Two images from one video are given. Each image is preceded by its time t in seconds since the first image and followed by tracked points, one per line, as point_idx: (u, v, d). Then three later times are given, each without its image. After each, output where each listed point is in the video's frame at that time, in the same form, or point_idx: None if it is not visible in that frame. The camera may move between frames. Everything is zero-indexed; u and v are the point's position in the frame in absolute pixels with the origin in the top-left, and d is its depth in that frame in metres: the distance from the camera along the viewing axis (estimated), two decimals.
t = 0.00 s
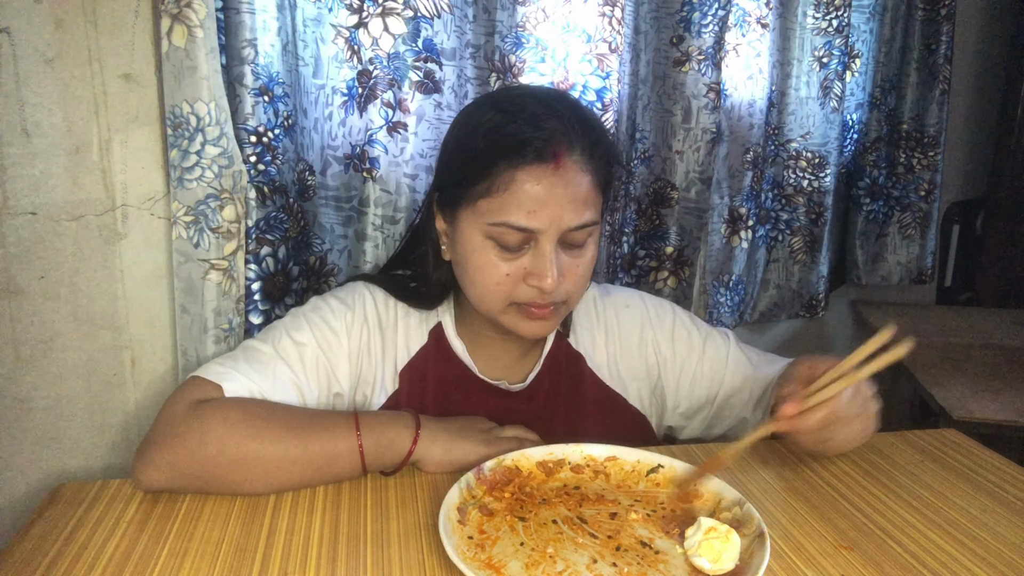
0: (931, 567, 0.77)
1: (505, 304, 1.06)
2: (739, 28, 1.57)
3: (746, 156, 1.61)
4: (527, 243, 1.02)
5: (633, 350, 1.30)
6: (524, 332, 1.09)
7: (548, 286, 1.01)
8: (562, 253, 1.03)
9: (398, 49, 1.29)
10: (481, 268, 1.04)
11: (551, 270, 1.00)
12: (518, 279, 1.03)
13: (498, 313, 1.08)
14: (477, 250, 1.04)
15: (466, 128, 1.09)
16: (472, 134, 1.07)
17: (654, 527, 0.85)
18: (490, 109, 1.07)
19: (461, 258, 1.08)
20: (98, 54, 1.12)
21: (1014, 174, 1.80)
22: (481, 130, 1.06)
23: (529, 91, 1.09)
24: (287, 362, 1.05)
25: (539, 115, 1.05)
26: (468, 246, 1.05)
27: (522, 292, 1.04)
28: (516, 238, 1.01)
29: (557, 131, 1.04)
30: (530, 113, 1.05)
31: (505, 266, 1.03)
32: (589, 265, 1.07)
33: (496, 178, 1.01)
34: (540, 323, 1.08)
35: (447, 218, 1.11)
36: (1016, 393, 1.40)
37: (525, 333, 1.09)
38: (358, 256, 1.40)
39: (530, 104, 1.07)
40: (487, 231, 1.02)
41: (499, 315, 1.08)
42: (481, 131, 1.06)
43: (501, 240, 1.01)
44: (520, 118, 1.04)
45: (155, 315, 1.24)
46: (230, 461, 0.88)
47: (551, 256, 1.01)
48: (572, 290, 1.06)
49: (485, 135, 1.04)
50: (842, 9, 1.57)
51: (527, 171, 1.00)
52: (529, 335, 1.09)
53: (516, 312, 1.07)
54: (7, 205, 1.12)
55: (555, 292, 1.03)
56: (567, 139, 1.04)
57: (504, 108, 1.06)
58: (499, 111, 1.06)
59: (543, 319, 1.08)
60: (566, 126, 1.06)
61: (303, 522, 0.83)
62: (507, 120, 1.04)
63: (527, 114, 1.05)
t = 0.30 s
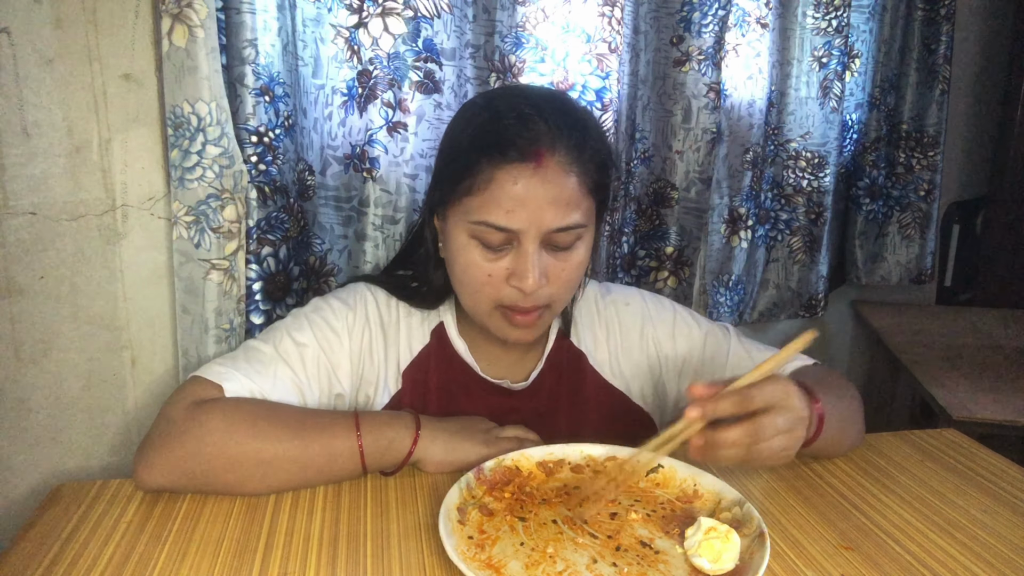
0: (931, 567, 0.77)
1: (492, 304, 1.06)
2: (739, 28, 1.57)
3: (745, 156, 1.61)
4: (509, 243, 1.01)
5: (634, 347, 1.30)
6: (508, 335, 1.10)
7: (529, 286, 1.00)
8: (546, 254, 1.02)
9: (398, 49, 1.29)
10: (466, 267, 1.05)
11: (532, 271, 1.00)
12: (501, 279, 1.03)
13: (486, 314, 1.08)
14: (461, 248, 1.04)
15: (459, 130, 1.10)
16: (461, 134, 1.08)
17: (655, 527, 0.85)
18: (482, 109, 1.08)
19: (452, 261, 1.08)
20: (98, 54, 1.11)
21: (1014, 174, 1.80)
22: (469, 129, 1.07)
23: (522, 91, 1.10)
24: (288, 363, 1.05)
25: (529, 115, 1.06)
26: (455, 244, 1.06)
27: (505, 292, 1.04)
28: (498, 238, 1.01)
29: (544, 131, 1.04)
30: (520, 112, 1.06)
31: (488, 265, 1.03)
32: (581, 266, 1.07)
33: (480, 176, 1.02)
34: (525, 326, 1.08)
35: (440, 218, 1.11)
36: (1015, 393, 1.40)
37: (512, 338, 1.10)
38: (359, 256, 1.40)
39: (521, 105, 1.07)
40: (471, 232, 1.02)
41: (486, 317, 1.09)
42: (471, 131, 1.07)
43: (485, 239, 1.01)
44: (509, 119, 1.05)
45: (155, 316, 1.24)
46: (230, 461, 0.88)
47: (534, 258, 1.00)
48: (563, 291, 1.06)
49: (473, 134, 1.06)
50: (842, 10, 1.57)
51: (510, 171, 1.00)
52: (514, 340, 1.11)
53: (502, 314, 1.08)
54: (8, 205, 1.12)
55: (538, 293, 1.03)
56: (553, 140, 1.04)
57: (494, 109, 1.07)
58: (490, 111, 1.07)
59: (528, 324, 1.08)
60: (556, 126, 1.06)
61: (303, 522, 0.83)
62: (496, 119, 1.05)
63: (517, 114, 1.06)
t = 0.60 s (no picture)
0: (931, 567, 0.77)
1: (485, 298, 1.06)
2: (739, 28, 1.57)
3: (745, 156, 1.62)
4: (512, 240, 1.01)
5: (634, 350, 1.30)
6: (498, 329, 1.10)
7: (527, 285, 1.00)
8: (546, 255, 1.02)
9: (398, 49, 1.29)
10: (465, 259, 1.05)
11: (531, 269, 1.00)
12: (499, 274, 1.03)
13: (484, 309, 1.08)
14: (463, 239, 1.04)
15: (471, 123, 1.10)
16: (473, 127, 1.08)
17: (654, 527, 0.85)
18: (495, 105, 1.08)
19: (452, 259, 1.08)
20: (98, 54, 1.12)
21: (1014, 174, 1.80)
22: (482, 124, 1.07)
23: (537, 91, 1.10)
24: (288, 362, 1.05)
25: (542, 115, 1.05)
26: (456, 249, 1.06)
27: (501, 288, 1.04)
28: (501, 234, 1.01)
29: (555, 131, 1.04)
30: (533, 111, 1.06)
31: (487, 259, 1.03)
32: (581, 265, 1.07)
33: (487, 171, 1.02)
34: (519, 320, 1.08)
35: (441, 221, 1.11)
36: (1016, 393, 1.40)
37: (502, 334, 1.10)
38: (359, 256, 1.40)
39: (535, 104, 1.07)
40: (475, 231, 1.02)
41: (478, 309, 1.09)
42: (483, 126, 1.07)
43: (488, 234, 1.01)
44: (523, 116, 1.05)
45: (155, 316, 1.24)
46: (230, 460, 0.88)
47: (534, 256, 1.00)
48: (563, 291, 1.06)
49: (486, 128, 1.06)
50: (842, 10, 1.57)
51: (519, 168, 1.00)
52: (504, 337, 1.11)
53: (497, 310, 1.08)
54: (7, 205, 1.12)
55: (535, 293, 1.03)
56: (564, 140, 1.04)
57: (508, 105, 1.07)
58: (503, 108, 1.07)
59: (519, 320, 1.09)
60: (568, 128, 1.06)
61: (303, 522, 0.83)
62: (509, 116, 1.05)
63: (530, 111, 1.06)
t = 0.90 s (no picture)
0: (931, 566, 0.77)
1: (482, 307, 1.06)
2: (739, 28, 1.58)
3: (745, 156, 1.62)
4: (500, 251, 1.01)
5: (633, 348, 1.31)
6: (499, 333, 1.10)
7: (519, 293, 1.00)
8: (545, 256, 1.02)
9: (398, 49, 1.29)
10: (458, 269, 1.05)
11: (521, 279, 1.00)
12: (492, 284, 1.03)
13: (484, 315, 1.08)
14: (453, 250, 1.04)
15: (453, 135, 1.09)
16: (455, 139, 1.07)
17: (654, 527, 0.85)
18: (478, 113, 1.07)
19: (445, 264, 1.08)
20: (98, 54, 1.12)
21: (1013, 174, 1.80)
22: (464, 133, 1.06)
23: (520, 96, 1.07)
24: (288, 362, 1.05)
25: (523, 123, 1.03)
26: (450, 258, 1.06)
27: (496, 298, 1.04)
28: (490, 246, 1.01)
29: (537, 139, 1.02)
30: (515, 119, 1.04)
31: (485, 260, 1.03)
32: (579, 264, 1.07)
33: (472, 184, 1.01)
34: (518, 324, 1.08)
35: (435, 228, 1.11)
36: (1015, 393, 1.40)
37: (501, 337, 1.10)
38: (359, 256, 1.40)
39: (516, 111, 1.05)
40: (470, 240, 1.02)
41: (477, 316, 1.09)
42: (464, 138, 1.06)
43: (476, 245, 1.02)
44: (502, 125, 1.03)
45: (155, 316, 1.24)
46: (230, 460, 0.88)
47: (524, 265, 1.00)
48: (562, 291, 1.07)
49: (468, 139, 1.05)
50: (842, 10, 1.57)
51: (500, 180, 1.00)
52: (504, 339, 1.11)
53: (494, 317, 1.08)
54: (8, 205, 1.12)
55: (528, 300, 1.03)
56: (546, 148, 1.02)
57: (490, 113, 1.06)
58: (482, 117, 1.06)
59: (520, 325, 1.09)
60: (551, 135, 1.04)
61: (303, 522, 0.83)
62: (489, 126, 1.04)
63: (509, 118, 1.04)
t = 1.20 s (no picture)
0: (931, 567, 0.77)
1: (483, 307, 1.07)
2: (739, 28, 1.58)
3: (745, 156, 1.62)
4: (502, 249, 1.01)
5: (634, 348, 1.30)
6: (499, 332, 1.11)
7: (519, 291, 1.00)
8: (545, 256, 1.02)
9: (398, 49, 1.29)
10: (459, 270, 1.05)
11: (521, 278, 1.00)
12: (493, 283, 1.03)
13: (485, 314, 1.08)
14: (454, 249, 1.04)
15: (454, 135, 1.09)
16: (455, 139, 1.07)
17: (654, 527, 0.85)
18: (477, 113, 1.07)
19: (445, 264, 1.08)
20: (98, 54, 1.11)
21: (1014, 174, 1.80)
22: (464, 132, 1.06)
23: (519, 95, 1.07)
24: (288, 362, 1.05)
25: (523, 122, 1.03)
26: (450, 258, 1.06)
27: (493, 297, 1.04)
28: (491, 243, 1.01)
29: (537, 139, 1.02)
30: (515, 118, 1.04)
31: (484, 261, 1.03)
32: (579, 263, 1.07)
33: (472, 183, 1.01)
34: (518, 324, 1.09)
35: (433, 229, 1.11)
36: (1016, 393, 1.40)
37: (502, 336, 1.11)
38: (359, 256, 1.40)
39: (516, 109, 1.05)
40: (469, 240, 1.02)
41: (477, 316, 1.09)
42: (465, 137, 1.06)
43: (477, 244, 1.01)
44: (502, 124, 1.03)
45: (155, 316, 1.24)
46: (230, 460, 0.88)
47: (524, 263, 1.00)
48: (561, 291, 1.07)
49: (468, 137, 1.05)
50: (842, 10, 1.57)
51: (501, 179, 0.99)
52: (507, 338, 1.12)
53: (494, 316, 1.09)
54: (8, 205, 1.12)
55: (530, 299, 1.03)
56: (547, 147, 1.02)
57: (490, 112, 1.06)
58: (482, 117, 1.06)
59: (520, 324, 1.09)
60: (551, 134, 1.04)
61: (303, 522, 0.83)
62: (490, 125, 1.04)
63: (509, 117, 1.04)
